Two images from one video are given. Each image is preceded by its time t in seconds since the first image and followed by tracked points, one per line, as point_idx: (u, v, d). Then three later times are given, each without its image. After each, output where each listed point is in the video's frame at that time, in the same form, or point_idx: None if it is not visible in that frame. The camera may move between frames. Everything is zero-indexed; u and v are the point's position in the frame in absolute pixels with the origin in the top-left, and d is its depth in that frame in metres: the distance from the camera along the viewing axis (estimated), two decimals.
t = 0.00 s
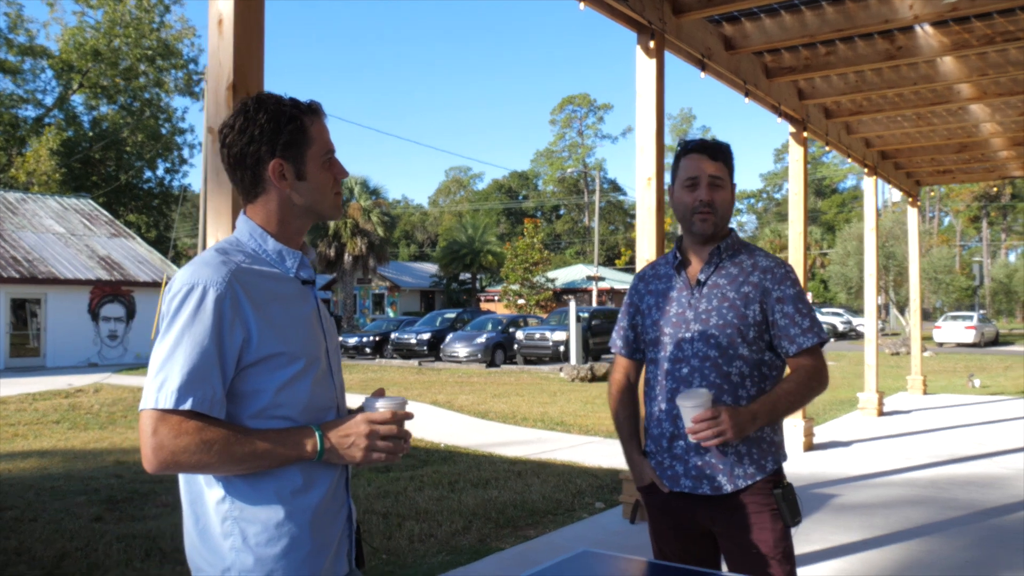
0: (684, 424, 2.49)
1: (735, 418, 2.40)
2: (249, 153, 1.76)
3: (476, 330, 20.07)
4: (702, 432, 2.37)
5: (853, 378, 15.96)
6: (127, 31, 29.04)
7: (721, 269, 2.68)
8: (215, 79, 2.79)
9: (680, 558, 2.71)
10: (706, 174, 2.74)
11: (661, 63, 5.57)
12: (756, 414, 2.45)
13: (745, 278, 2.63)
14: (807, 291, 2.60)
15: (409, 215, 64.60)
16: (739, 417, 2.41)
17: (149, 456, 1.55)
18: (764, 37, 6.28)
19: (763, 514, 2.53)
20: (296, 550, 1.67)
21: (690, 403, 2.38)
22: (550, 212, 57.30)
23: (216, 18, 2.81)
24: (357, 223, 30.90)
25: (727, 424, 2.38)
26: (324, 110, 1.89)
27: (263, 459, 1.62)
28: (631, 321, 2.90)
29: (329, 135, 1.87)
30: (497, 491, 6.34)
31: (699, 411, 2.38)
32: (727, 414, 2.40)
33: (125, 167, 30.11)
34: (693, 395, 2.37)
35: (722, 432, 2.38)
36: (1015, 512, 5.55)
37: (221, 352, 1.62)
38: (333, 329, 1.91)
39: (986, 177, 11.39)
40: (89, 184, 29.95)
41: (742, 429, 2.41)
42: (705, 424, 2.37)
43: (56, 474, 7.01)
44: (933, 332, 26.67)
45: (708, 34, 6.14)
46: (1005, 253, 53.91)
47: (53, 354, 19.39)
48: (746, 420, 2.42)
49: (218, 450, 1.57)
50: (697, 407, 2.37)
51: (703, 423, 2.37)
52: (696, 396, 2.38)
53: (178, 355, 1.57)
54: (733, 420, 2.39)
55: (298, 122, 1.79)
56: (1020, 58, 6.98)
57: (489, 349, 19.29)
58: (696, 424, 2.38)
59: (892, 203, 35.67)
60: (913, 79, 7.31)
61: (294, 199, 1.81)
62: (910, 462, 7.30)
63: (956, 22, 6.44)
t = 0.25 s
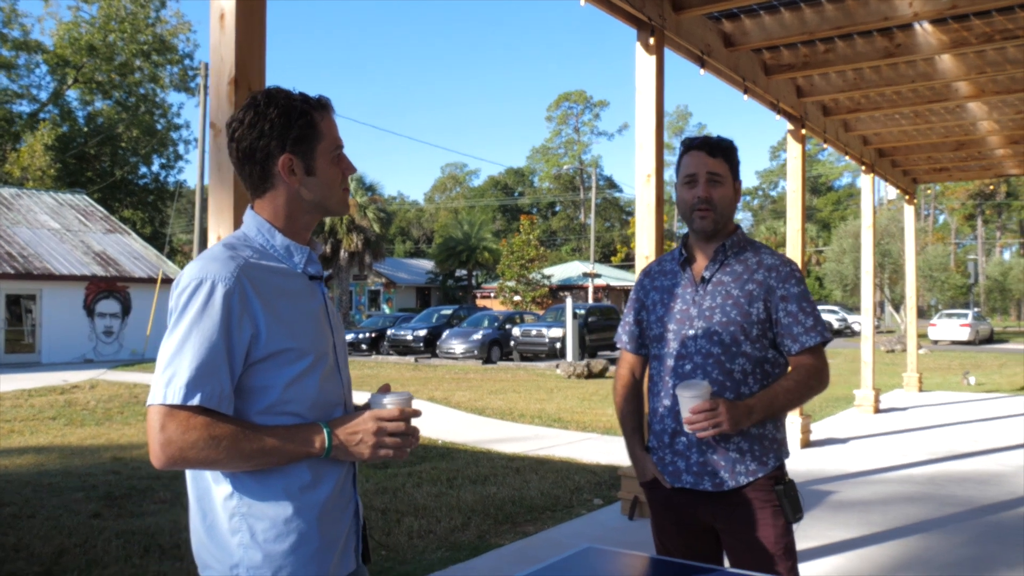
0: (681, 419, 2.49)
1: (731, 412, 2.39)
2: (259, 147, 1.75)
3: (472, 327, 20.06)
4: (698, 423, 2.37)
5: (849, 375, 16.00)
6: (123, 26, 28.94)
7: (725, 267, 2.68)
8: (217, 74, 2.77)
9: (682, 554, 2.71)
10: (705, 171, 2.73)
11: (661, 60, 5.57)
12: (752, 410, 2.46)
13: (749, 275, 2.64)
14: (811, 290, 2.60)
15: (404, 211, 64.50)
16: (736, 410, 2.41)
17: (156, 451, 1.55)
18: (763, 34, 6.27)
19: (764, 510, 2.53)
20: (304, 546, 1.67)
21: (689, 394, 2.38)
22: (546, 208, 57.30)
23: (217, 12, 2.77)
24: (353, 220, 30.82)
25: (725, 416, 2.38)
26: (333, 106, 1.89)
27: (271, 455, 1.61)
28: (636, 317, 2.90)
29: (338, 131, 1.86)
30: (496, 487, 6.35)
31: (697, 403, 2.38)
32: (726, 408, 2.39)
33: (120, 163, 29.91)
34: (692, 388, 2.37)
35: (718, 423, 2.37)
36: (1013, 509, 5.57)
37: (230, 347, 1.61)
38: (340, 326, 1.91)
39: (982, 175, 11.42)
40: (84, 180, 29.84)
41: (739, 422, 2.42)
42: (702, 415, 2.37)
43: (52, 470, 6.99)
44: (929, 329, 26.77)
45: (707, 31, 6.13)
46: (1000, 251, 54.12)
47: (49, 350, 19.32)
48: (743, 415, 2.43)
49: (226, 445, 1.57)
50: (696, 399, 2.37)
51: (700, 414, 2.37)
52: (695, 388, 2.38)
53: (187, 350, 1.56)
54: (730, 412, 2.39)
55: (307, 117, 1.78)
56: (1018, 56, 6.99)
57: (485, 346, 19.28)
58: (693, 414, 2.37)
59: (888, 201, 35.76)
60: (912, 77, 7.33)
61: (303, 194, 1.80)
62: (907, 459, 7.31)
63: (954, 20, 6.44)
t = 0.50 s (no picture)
0: (685, 413, 2.50)
1: (735, 410, 2.40)
2: (265, 141, 1.74)
3: (470, 322, 20.04)
4: (704, 420, 2.38)
5: (846, 372, 16.03)
6: (120, 19, 28.83)
7: (727, 263, 2.68)
8: (218, 68, 2.75)
9: (683, 550, 2.71)
10: (699, 168, 2.73)
11: (661, 56, 5.56)
12: (756, 407, 2.46)
13: (751, 272, 2.63)
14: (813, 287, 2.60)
15: (401, 206, 64.41)
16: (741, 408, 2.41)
17: (161, 446, 1.54)
18: (763, 30, 6.26)
19: (765, 506, 2.53)
20: (309, 542, 1.67)
21: (696, 390, 2.38)
22: (543, 204, 57.29)
23: (219, 6, 2.76)
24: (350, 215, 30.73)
25: (730, 415, 2.38)
26: (339, 100, 1.88)
27: (277, 451, 1.61)
28: (639, 313, 2.90)
29: (344, 126, 1.86)
30: (494, 483, 6.35)
31: (703, 400, 2.38)
32: (730, 405, 2.40)
33: (117, 157, 29.80)
34: (699, 383, 2.37)
35: (724, 421, 2.38)
36: (1010, 506, 5.60)
37: (235, 342, 1.61)
38: (346, 322, 1.90)
39: (980, 172, 11.44)
40: (81, 174, 29.72)
41: (742, 420, 2.42)
42: (709, 413, 2.37)
43: (50, 465, 6.98)
44: (926, 326, 26.86)
45: (707, 27, 6.12)
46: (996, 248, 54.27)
47: (45, 344, 19.28)
48: (747, 413, 2.43)
49: (231, 441, 1.56)
50: (702, 396, 2.37)
51: (707, 412, 2.38)
52: (701, 385, 2.38)
53: (193, 344, 1.56)
54: (735, 411, 2.40)
55: (314, 111, 1.77)
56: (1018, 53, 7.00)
57: (482, 342, 19.27)
58: (700, 411, 2.38)
59: (886, 197, 35.82)
60: (911, 74, 7.33)
61: (309, 187, 1.79)
62: (904, 456, 7.33)
63: (954, 17, 6.45)
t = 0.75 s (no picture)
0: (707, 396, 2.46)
1: (757, 398, 2.37)
2: (272, 135, 1.73)
3: (468, 319, 20.03)
4: (729, 404, 2.35)
5: (845, 370, 16.05)
6: (119, 15, 28.79)
7: (729, 259, 2.67)
8: (220, 63, 2.74)
9: (684, 548, 2.70)
10: (700, 164, 2.73)
11: (662, 53, 5.56)
12: (774, 395, 2.43)
13: (753, 268, 2.63)
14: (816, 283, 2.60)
15: (400, 203, 64.37)
16: (761, 396, 2.39)
17: (166, 442, 1.53)
18: (763, 28, 6.25)
19: (767, 503, 2.52)
20: (313, 539, 1.66)
21: (724, 370, 2.36)
22: (542, 201, 57.28)
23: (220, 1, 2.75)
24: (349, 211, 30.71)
25: (752, 402, 2.36)
26: (345, 95, 1.87)
27: (281, 447, 1.60)
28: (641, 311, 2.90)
29: (349, 121, 1.85)
30: (494, 480, 6.35)
31: (732, 382, 2.36)
32: (755, 392, 2.37)
33: (116, 152, 29.78)
34: (727, 365, 2.35)
35: (747, 408, 2.35)
36: (1009, 504, 5.60)
37: (240, 336, 1.60)
38: (350, 318, 1.89)
39: (980, 170, 11.44)
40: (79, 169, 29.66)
41: (763, 407, 2.39)
42: (735, 397, 2.34)
43: (49, 460, 6.98)
44: (924, 324, 26.87)
45: (708, 24, 6.11)
46: (995, 247, 54.29)
47: (44, 339, 19.27)
48: (768, 401, 2.41)
49: (236, 436, 1.55)
50: (730, 378, 2.35)
51: (733, 395, 2.35)
52: (730, 367, 2.36)
53: (198, 339, 1.55)
54: (759, 398, 2.37)
55: (321, 106, 1.77)
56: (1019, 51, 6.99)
57: (481, 339, 19.25)
58: (726, 394, 2.35)
59: (885, 196, 35.80)
60: (912, 71, 7.31)
61: (315, 182, 1.78)
62: (903, 454, 7.34)
63: (956, 15, 6.45)
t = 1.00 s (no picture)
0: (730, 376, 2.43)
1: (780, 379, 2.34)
2: (276, 131, 1.72)
3: (469, 317, 20.03)
4: (754, 381, 2.31)
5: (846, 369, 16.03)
6: (120, 11, 28.78)
7: (731, 255, 2.66)
8: (222, 60, 2.72)
9: (688, 547, 2.69)
10: (700, 161, 2.72)
11: (665, 50, 5.54)
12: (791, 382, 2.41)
13: (755, 264, 2.62)
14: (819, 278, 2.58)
15: (401, 201, 64.36)
16: (784, 379, 2.36)
17: (168, 438, 1.53)
18: (766, 26, 6.24)
19: (770, 501, 2.51)
20: (316, 536, 1.66)
21: (748, 346, 2.32)
22: (543, 199, 57.26)
23: None
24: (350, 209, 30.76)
25: (777, 383, 2.32)
26: (350, 91, 1.86)
27: (283, 444, 1.59)
28: (644, 308, 2.90)
29: (354, 116, 1.84)
30: (494, 478, 6.34)
31: (755, 358, 2.32)
32: (778, 373, 2.34)
33: (117, 149, 29.77)
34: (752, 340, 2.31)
35: (770, 387, 2.32)
36: (1012, 504, 5.59)
37: (244, 333, 1.59)
38: (353, 314, 1.88)
39: (982, 169, 11.42)
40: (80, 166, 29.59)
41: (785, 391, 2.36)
42: (759, 373, 2.30)
43: (49, 456, 6.98)
44: (926, 323, 26.83)
45: (711, 22, 6.10)
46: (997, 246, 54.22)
47: (45, 336, 19.28)
48: (789, 384, 2.38)
49: (238, 432, 1.54)
50: (754, 353, 2.31)
51: (758, 372, 2.31)
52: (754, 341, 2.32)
53: (201, 335, 1.54)
54: (782, 381, 2.34)
55: (325, 102, 1.75)
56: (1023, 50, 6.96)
57: (482, 337, 19.23)
58: (750, 370, 2.31)
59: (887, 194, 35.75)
60: (915, 70, 7.28)
61: (319, 179, 1.77)
62: (905, 453, 7.33)
63: (959, 13, 6.43)
